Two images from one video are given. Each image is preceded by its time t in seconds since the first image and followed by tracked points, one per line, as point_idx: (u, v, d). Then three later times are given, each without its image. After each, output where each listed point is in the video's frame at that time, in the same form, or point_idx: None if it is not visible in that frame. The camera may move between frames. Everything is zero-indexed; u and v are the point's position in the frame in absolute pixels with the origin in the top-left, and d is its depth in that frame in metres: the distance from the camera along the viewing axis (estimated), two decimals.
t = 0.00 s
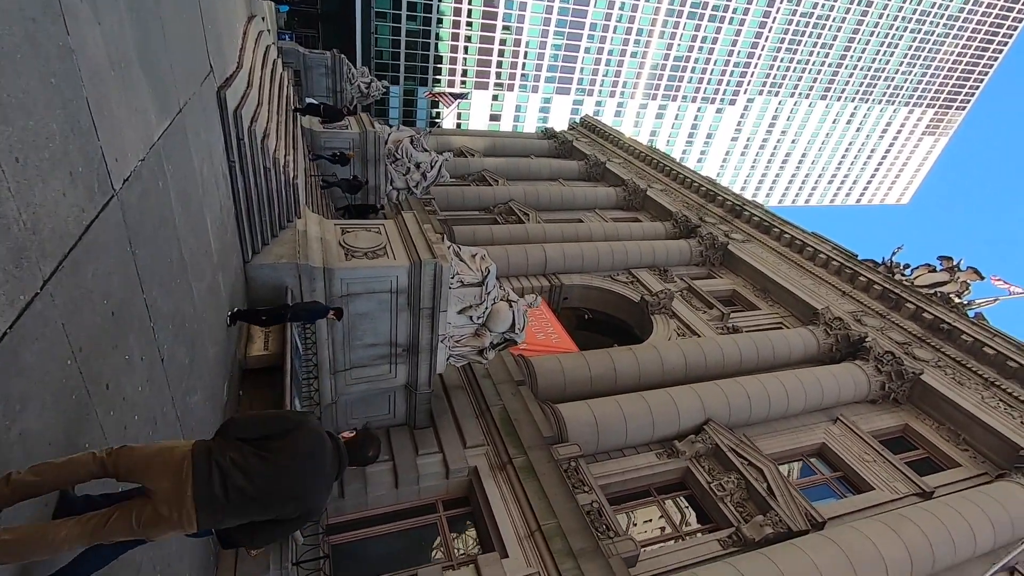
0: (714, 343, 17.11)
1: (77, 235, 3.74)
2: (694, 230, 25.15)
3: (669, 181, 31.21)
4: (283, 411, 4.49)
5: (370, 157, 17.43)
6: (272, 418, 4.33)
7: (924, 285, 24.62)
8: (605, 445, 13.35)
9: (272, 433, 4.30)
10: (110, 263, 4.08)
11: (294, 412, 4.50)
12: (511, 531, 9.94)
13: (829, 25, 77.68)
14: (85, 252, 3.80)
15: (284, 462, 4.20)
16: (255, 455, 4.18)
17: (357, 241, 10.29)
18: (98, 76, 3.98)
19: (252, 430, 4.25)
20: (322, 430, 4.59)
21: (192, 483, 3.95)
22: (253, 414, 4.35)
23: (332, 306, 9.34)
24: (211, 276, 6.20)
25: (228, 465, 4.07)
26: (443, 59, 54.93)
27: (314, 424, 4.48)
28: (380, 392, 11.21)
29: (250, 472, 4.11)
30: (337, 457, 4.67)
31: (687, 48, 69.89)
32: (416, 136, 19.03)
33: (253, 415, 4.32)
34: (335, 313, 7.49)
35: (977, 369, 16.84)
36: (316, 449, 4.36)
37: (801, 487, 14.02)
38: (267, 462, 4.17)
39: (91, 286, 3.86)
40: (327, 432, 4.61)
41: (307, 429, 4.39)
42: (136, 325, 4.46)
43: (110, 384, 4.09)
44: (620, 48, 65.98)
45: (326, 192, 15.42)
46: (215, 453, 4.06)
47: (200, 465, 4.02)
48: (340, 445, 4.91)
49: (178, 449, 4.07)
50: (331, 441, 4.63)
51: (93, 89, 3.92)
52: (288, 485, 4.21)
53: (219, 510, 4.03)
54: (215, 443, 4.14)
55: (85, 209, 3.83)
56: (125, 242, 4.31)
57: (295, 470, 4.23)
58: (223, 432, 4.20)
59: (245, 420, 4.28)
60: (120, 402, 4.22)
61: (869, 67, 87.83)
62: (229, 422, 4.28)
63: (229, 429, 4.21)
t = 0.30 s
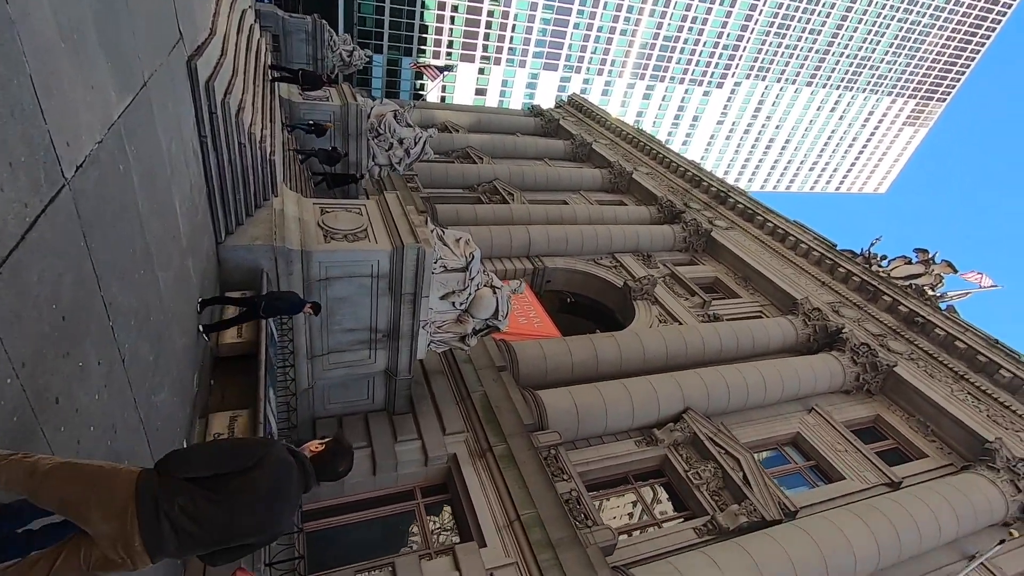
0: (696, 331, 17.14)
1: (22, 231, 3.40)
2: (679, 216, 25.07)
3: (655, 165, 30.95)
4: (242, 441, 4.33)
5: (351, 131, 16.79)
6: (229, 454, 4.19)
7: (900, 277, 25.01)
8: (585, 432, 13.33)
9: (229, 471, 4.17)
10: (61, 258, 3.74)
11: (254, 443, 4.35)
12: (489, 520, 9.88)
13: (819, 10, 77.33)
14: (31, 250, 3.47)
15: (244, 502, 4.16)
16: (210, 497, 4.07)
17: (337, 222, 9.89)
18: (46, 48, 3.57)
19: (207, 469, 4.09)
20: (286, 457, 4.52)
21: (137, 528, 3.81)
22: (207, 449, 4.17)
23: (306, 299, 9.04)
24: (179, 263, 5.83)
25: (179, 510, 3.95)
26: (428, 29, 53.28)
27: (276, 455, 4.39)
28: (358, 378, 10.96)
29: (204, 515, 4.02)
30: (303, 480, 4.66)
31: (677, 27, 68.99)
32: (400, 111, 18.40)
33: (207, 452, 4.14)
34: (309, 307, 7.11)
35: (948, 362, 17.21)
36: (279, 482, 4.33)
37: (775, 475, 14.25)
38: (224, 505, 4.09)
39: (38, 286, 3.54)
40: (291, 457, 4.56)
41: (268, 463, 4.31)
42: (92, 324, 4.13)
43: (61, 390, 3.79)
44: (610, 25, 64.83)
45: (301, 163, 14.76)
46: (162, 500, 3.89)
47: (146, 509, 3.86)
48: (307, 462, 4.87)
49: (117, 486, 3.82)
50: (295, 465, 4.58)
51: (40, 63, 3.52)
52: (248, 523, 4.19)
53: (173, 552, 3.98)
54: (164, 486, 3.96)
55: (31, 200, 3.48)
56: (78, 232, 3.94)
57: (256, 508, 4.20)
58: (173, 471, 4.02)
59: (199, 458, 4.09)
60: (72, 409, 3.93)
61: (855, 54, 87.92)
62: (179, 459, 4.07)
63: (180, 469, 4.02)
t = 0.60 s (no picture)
0: (677, 326, 17.15)
1: None
2: (663, 209, 25.00)
3: (641, 155, 30.78)
4: (213, 424, 4.25)
5: (334, 108, 16.17)
6: (200, 439, 4.15)
7: (876, 278, 25.42)
8: (564, 425, 13.25)
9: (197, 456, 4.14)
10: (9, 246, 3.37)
11: (225, 425, 4.31)
12: (466, 515, 9.74)
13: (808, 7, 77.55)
14: None
15: (213, 484, 4.24)
16: (175, 478, 4.10)
17: (317, 205, 9.48)
18: None
19: (174, 452, 4.06)
20: (259, 436, 4.52)
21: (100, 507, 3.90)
22: (175, 430, 4.09)
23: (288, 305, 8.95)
24: (147, 247, 5.45)
25: (143, 490, 4.01)
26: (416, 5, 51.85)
27: (249, 439, 4.41)
28: (335, 366, 10.64)
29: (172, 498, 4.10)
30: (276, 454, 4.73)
31: (668, 17, 68.51)
32: (386, 89, 17.80)
33: (174, 435, 4.06)
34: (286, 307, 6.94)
35: (919, 364, 17.59)
36: (250, 464, 4.40)
37: (749, 472, 14.41)
38: (190, 490, 4.17)
39: None
40: (264, 436, 4.58)
41: (240, 448, 4.35)
42: (46, 317, 3.77)
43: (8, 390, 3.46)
44: (601, 11, 64.05)
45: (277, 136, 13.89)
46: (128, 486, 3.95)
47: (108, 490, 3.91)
48: (282, 435, 4.87)
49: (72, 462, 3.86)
50: (268, 442, 4.61)
51: None
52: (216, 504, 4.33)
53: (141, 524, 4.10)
54: (126, 468, 3.95)
55: None
56: (30, 218, 3.57)
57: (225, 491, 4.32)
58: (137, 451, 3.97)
59: (165, 440, 4.02)
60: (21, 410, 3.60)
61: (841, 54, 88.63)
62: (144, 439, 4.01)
63: (145, 452, 3.97)
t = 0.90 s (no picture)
0: (668, 320, 17.01)
1: None
2: (654, 199, 24.80)
3: (631, 145, 30.50)
4: (194, 421, 3.79)
5: (319, 94, 15.63)
6: (180, 440, 3.69)
7: (863, 270, 25.53)
8: (555, 421, 13.07)
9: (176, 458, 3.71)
10: None
11: (209, 421, 3.87)
12: (458, 516, 9.53)
13: None
14: None
15: (191, 484, 3.88)
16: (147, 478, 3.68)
17: (303, 198, 9.08)
18: None
19: (150, 456, 3.59)
20: (242, 432, 4.18)
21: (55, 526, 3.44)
22: (151, 429, 3.60)
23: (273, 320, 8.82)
24: (117, 249, 5.06)
25: (110, 497, 3.55)
26: None
27: (232, 436, 4.05)
28: (323, 364, 10.30)
29: (142, 503, 3.71)
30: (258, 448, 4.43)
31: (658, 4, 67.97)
32: (373, 75, 17.29)
33: (149, 436, 3.56)
34: (272, 322, 6.69)
35: (907, 357, 17.67)
36: (233, 462, 4.09)
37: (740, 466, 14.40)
38: (166, 493, 3.78)
39: None
40: (247, 430, 4.24)
41: (223, 447, 3.99)
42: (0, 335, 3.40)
43: None
44: None
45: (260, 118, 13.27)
46: (92, 498, 3.50)
47: (65, 505, 3.43)
48: (264, 425, 4.56)
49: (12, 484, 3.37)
50: (251, 436, 4.28)
51: None
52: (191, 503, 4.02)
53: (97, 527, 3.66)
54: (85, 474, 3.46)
55: None
56: None
57: (205, 490, 4.00)
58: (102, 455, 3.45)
59: (139, 443, 3.52)
60: None
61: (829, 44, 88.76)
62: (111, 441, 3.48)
63: (114, 458, 3.46)
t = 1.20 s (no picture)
0: (674, 322, 16.82)
1: None
2: (659, 198, 24.55)
3: (635, 142, 30.21)
4: (198, 427, 3.72)
5: (321, 93, 15.37)
6: (179, 447, 3.62)
7: (870, 269, 25.30)
8: (561, 426, 12.91)
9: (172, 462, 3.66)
10: None
11: (211, 428, 3.78)
12: (464, 526, 9.37)
13: None
14: None
15: (185, 486, 3.85)
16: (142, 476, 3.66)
17: (305, 203, 8.87)
18: None
19: (147, 459, 3.53)
20: (242, 439, 4.12)
21: (43, 514, 3.43)
22: (150, 432, 3.52)
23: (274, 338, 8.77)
24: (114, 266, 4.86)
25: (100, 492, 3.52)
26: None
27: (232, 444, 3.99)
28: (326, 371, 10.11)
29: (133, 500, 3.70)
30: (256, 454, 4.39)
31: None
32: (375, 73, 17.01)
33: (149, 439, 3.50)
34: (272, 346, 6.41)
35: (915, 359, 17.48)
36: (229, 469, 4.05)
37: (748, 471, 14.24)
38: (157, 493, 3.78)
39: None
40: (247, 437, 4.18)
41: (221, 455, 3.93)
42: None
43: None
44: None
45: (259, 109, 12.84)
46: (81, 494, 3.46)
47: (54, 496, 3.40)
48: (265, 433, 4.50)
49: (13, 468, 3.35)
50: (250, 443, 4.22)
51: None
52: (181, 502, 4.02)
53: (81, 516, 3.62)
54: (83, 467, 3.44)
55: None
56: None
57: (197, 492, 3.99)
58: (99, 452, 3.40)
59: (138, 445, 3.46)
60: None
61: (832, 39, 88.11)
62: (110, 438, 3.42)
63: (109, 457, 3.39)
